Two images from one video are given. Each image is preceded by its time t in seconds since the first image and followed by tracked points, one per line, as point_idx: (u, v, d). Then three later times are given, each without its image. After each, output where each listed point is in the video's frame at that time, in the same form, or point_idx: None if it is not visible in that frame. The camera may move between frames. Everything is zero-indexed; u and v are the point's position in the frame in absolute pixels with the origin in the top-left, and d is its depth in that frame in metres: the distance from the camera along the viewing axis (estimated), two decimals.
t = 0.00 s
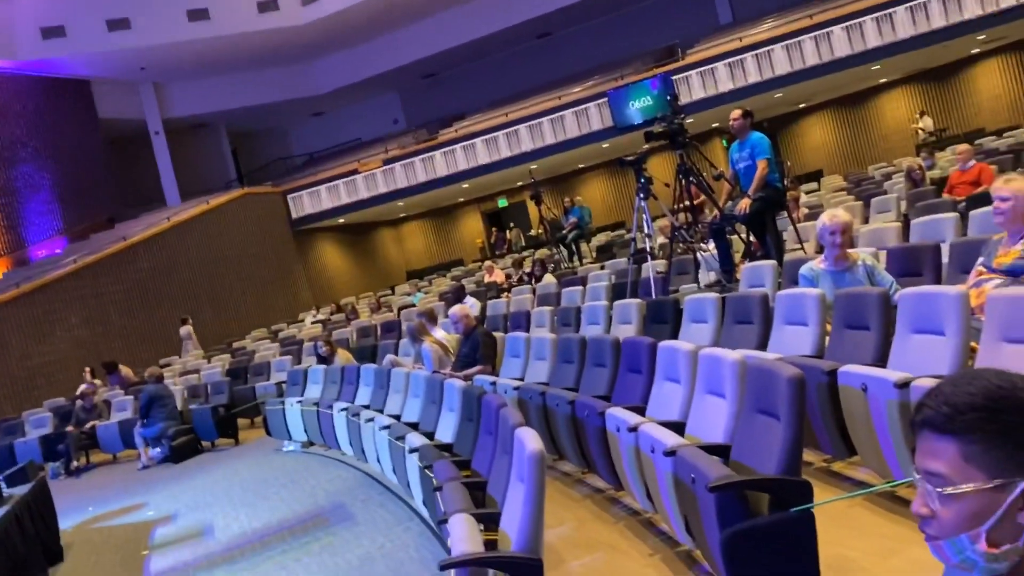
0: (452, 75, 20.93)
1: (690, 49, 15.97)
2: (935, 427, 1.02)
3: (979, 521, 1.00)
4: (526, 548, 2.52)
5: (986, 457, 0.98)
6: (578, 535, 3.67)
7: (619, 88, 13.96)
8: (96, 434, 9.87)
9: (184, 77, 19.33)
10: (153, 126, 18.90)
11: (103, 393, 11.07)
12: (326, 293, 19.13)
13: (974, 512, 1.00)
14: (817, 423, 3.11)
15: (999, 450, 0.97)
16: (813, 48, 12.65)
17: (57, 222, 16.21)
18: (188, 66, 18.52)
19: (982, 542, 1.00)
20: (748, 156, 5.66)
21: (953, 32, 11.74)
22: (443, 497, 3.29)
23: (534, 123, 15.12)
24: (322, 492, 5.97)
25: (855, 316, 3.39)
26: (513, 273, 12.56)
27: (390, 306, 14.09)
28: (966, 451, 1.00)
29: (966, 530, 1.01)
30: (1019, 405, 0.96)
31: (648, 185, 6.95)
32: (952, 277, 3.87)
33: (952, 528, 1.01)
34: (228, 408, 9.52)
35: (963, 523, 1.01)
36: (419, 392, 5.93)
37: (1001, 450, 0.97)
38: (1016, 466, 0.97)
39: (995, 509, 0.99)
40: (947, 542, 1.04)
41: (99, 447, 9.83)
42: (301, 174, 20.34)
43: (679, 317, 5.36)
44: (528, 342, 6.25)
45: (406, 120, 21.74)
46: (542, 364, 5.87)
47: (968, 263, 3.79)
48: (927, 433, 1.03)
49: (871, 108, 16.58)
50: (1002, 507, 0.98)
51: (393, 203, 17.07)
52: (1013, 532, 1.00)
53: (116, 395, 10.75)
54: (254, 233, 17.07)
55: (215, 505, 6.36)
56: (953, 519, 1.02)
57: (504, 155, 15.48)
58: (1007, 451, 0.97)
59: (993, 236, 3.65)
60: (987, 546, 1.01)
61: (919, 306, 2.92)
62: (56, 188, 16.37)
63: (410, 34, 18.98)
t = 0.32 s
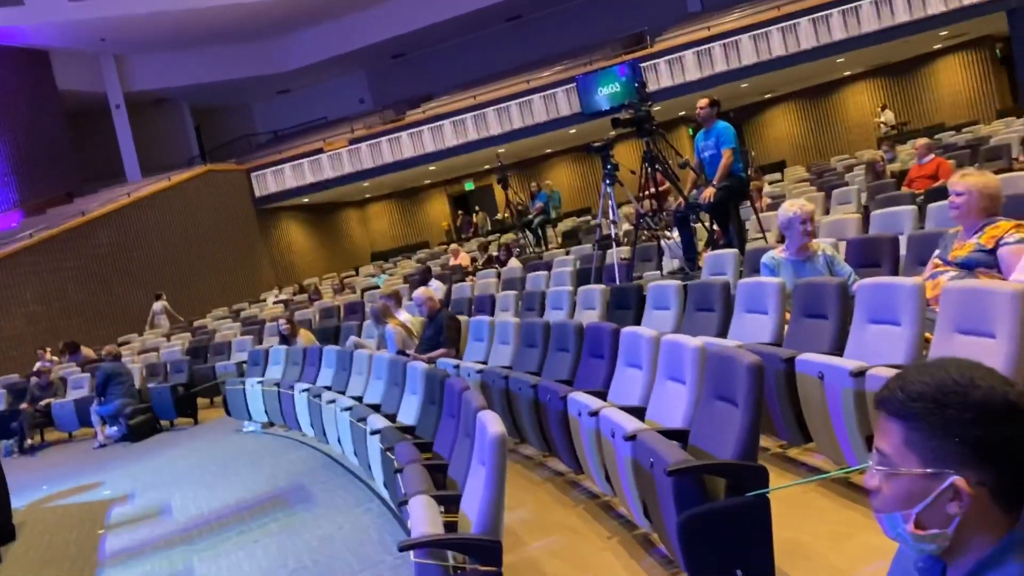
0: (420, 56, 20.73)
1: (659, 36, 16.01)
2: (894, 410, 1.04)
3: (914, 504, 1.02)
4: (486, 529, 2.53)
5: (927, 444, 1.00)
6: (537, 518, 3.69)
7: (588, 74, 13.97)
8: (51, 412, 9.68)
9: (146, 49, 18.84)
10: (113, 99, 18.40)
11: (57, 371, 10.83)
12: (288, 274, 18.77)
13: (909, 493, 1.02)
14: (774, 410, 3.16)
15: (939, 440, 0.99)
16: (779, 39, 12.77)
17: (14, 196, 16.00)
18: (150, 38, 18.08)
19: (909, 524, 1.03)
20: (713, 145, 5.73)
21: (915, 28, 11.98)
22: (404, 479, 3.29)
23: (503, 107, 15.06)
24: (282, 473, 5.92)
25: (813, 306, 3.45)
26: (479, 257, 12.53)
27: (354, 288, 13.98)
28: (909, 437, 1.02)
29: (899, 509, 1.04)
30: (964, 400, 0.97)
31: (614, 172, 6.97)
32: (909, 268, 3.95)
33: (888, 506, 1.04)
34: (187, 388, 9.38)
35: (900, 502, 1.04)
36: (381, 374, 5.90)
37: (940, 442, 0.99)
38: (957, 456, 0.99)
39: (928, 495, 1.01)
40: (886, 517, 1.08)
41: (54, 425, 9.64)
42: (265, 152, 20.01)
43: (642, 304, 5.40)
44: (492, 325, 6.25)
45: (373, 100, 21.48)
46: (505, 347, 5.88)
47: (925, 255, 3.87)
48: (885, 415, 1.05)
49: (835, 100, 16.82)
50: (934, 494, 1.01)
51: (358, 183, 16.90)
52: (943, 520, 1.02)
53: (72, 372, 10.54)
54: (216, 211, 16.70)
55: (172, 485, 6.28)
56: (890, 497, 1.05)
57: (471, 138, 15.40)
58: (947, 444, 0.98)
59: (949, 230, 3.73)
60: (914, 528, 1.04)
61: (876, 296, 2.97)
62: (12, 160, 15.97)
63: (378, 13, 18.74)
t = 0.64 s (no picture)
0: (385, 40, 20.49)
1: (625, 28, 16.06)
2: (846, 401, 1.11)
3: (854, 489, 1.10)
4: (443, 516, 2.53)
5: (870, 434, 1.07)
6: (494, 505, 3.71)
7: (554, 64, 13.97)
8: None
9: (103, 25, 18.30)
10: (68, 75, 17.84)
11: (5, 352, 10.53)
12: (247, 257, 18.53)
13: (851, 478, 1.10)
14: (730, 402, 3.21)
15: (882, 431, 1.06)
16: (743, 34, 12.90)
17: None
18: (108, 14, 17.56)
19: (847, 507, 1.11)
20: (676, 138, 5.76)
21: (875, 27, 12.19)
22: (361, 465, 3.27)
23: (468, 94, 14.98)
24: (237, 459, 5.84)
25: (770, 299, 3.51)
26: (441, 245, 12.46)
27: (315, 273, 13.83)
28: (856, 426, 1.09)
29: (839, 493, 1.12)
30: (910, 398, 1.04)
31: (578, 162, 6.98)
32: (863, 264, 4.04)
33: (831, 487, 1.12)
34: (141, 370, 9.20)
35: (844, 486, 1.11)
36: (340, 360, 5.86)
37: (882, 436, 1.06)
38: (896, 452, 1.06)
39: (868, 482, 1.09)
40: (831, 499, 1.16)
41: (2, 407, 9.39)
42: (225, 134, 19.64)
43: (603, 294, 5.44)
44: (453, 313, 6.24)
45: (337, 83, 21.19)
46: (467, 335, 5.88)
47: (878, 252, 3.95)
48: (841, 405, 1.12)
49: (796, 97, 17.05)
50: (872, 481, 1.08)
51: (320, 167, 16.70)
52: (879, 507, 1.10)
53: (21, 354, 10.26)
54: (174, 192, 16.43)
55: (125, 469, 6.18)
56: (835, 479, 1.13)
57: (435, 124, 15.32)
58: (888, 437, 1.05)
59: (903, 228, 3.81)
60: (851, 512, 1.12)
61: (832, 291, 3.03)
62: None
63: None
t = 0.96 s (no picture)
0: (353, 28, 20.25)
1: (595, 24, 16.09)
2: (799, 396, 1.13)
3: (808, 483, 1.13)
4: (402, 508, 2.52)
5: (821, 428, 1.09)
6: (454, 497, 3.70)
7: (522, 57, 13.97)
8: None
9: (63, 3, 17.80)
10: (26, 54, 17.33)
11: None
12: (208, 244, 18.26)
13: (804, 473, 1.13)
14: (690, 397, 3.25)
15: (833, 425, 1.08)
16: (711, 33, 13.02)
17: None
18: None
19: (800, 502, 1.14)
20: (643, 135, 5.78)
21: (840, 30, 12.39)
22: (320, 456, 3.24)
23: (436, 85, 14.90)
24: (194, 448, 5.75)
25: (731, 296, 3.54)
26: (406, 236, 12.40)
27: (277, 261, 13.66)
28: (808, 421, 1.11)
29: (792, 487, 1.15)
30: (859, 392, 1.06)
31: (545, 156, 6.97)
32: (824, 263, 4.09)
33: (786, 482, 1.15)
34: (97, 357, 9.01)
35: (797, 480, 1.14)
36: (301, 350, 5.80)
37: (832, 429, 1.08)
38: (846, 446, 1.07)
39: (820, 476, 1.11)
40: (786, 494, 1.18)
41: None
42: (187, 118, 19.26)
43: (567, 289, 5.45)
44: (417, 304, 6.21)
45: (303, 70, 20.90)
46: (430, 327, 5.85)
47: (839, 252, 4.01)
48: (794, 400, 1.14)
49: (761, 97, 17.27)
50: (824, 476, 1.11)
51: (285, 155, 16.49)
52: (830, 502, 1.12)
53: None
54: (135, 177, 16.13)
55: (78, 457, 6.05)
56: (789, 474, 1.15)
57: (402, 114, 15.20)
58: (839, 430, 1.07)
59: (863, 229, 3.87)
60: (804, 507, 1.15)
61: (792, 290, 3.07)
62: None
63: None
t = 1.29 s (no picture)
0: (316, 16, 19.95)
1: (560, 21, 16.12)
2: (743, 396, 1.14)
3: (754, 482, 1.16)
4: (354, 501, 2.50)
5: (765, 427, 1.11)
6: (407, 491, 3.68)
7: (486, 51, 13.94)
8: None
9: None
10: None
11: None
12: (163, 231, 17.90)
13: (751, 473, 1.15)
14: (645, 394, 3.28)
15: (776, 424, 1.10)
16: (673, 34, 13.16)
17: None
18: None
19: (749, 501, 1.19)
20: (604, 133, 5.81)
21: (799, 35, 12.62)
22: (272, 448, 3.21)
23: (399, 76, 14.81)
24: (144, 438, 5.63)
25: (687, 295, 3.58)
26: (365, 227, 12.29)
27: (233, 250, 13.44)
28: (752, 420, 1.13)
29: (741, 486, 1.18)
30: (801, 390, 1.09)
31: (507, 151, 6.96)
32: (777, 264, 4.16)
33: (735, 483, 1.19)
34: (45, 344, 8.76)
35: (745, 479, 1.17)
36: (255, 340, 5.71)
37: (776, 427, 1.10)
38: (790, 444, 1.09)
39: (765, 475, 1.14)
40: (733, 492, 1.22)
41: None
42: (143, 102, 18.81)
43: (526, 284, 5.45)
44: (374, 297, 6.16)
45: (264, 58, 20.53)
46: (387, 320, 5.80)
47: (792, 253, 4.09)
48: (738, 401, 1.15)
49: (721, 99, 17.50)
50: (770, 475, 1.13)
51: (243, 142, 16.22)
52: (775, 501, 1.17)
53: None
54: (87, 161, 15.74)
55: (22, 445, 5.89)
56: (737, 474, 1.18)
57: (364, 104, 15.06)
58: (782, 428, 1.09)
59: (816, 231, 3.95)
60: (752, 505, 1.20)
61: (746, 290, 3.12)
62: None
63: None
